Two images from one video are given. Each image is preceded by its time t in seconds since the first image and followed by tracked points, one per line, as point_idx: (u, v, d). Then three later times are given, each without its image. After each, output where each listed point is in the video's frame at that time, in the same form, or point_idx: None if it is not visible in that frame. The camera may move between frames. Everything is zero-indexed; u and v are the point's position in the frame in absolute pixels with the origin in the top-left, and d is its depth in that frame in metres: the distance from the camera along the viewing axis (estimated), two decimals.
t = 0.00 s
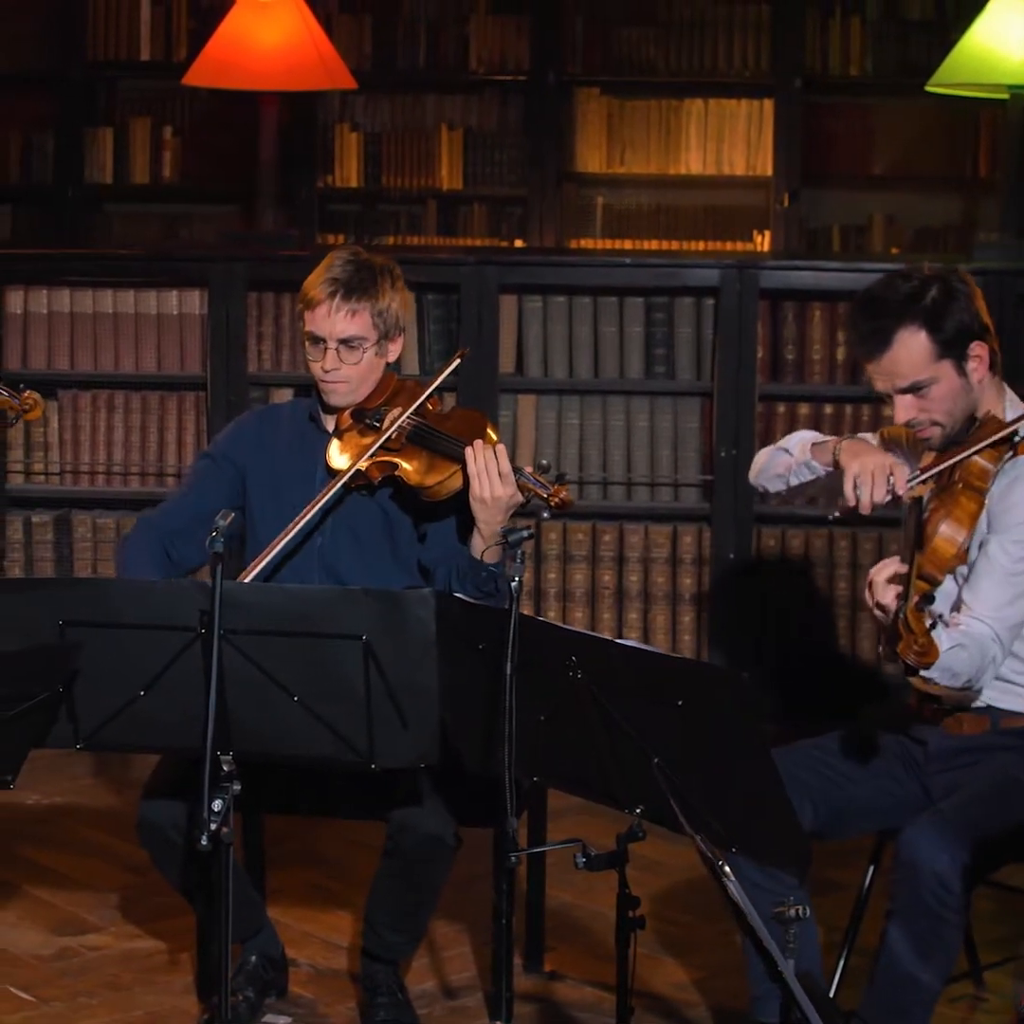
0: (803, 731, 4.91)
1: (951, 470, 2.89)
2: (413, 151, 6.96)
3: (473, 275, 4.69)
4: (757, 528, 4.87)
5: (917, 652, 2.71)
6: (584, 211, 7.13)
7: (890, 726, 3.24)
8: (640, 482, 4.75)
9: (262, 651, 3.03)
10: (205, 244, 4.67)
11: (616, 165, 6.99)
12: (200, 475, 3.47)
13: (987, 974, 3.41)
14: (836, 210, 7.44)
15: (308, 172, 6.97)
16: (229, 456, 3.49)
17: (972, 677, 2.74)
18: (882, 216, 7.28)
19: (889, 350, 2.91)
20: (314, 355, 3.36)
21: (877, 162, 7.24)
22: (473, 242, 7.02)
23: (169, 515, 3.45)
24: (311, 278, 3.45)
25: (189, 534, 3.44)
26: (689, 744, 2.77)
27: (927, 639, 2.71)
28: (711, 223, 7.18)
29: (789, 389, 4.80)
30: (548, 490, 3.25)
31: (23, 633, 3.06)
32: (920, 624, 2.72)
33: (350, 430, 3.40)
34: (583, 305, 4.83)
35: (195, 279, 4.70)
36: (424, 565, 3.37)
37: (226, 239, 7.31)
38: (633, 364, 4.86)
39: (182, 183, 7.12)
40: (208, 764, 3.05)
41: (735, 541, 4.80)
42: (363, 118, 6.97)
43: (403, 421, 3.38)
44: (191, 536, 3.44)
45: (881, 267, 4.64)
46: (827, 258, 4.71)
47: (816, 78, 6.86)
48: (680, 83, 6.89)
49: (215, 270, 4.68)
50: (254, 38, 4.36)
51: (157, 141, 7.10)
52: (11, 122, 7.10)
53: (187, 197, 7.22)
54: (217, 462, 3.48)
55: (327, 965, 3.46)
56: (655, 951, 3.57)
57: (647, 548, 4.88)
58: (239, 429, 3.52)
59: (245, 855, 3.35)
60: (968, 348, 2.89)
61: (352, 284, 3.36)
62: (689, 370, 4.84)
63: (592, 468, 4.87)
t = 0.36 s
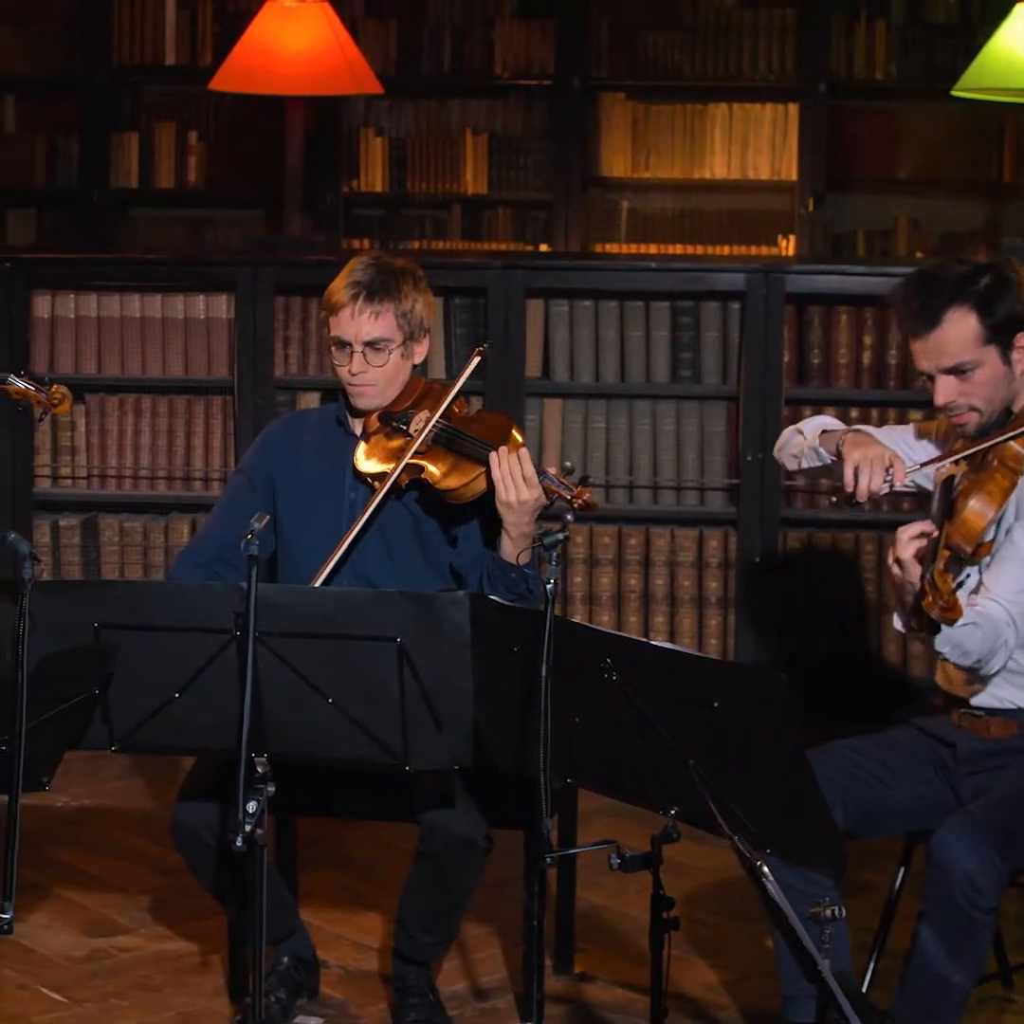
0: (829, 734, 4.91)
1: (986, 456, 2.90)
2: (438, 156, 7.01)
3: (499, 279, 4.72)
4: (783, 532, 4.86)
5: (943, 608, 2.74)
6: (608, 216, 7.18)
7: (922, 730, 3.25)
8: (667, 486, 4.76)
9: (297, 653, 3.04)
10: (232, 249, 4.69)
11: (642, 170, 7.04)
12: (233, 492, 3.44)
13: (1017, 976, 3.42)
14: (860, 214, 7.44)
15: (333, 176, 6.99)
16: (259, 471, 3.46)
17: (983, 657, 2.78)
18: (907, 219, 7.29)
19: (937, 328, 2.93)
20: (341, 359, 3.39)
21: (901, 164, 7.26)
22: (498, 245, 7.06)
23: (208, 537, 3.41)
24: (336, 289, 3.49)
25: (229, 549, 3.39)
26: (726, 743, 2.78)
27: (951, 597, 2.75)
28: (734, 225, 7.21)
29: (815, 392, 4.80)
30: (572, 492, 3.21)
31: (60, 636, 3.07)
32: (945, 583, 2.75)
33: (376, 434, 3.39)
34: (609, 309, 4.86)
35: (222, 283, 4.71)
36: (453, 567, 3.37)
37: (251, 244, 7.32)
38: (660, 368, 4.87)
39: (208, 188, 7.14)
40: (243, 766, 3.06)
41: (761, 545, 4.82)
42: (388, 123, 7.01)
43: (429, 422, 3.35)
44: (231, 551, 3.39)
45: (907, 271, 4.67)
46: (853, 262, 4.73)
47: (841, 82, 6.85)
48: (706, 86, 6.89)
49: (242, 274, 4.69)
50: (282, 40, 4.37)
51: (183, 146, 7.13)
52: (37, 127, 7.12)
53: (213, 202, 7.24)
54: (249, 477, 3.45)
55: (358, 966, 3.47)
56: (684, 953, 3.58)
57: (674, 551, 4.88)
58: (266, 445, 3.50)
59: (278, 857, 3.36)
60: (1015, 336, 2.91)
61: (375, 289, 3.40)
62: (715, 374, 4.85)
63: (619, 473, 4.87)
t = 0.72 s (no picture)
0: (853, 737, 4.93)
1: None
2: (463, 159, 7.03)
3: (526, 283, 4.72)
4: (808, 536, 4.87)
5: (993, 564, 2.69)
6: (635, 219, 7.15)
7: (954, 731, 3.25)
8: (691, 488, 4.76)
9: (331, 655, 3.05)
10: (259, 253, 4.71)
11: (666, 174, 7.06)
12: (261, 490, 3.45)
13: None
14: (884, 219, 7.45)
15: (358, 180, 7.03)
16: (288, 468, 3.47)
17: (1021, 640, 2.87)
18: (931, 224, 7.32)
19: (989, 322, 2.93)
20: (364, 366, 3.36)
21: (925, 168, 7.24)
22: (523, 250, 7.08)
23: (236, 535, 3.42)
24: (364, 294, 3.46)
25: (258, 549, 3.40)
26: (761, 745, 2.78)
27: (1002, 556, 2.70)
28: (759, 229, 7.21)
29: (841, 396, 4.82)
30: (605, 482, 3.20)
31: (95, 637, 3.09)
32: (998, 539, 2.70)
33: (407, 439, 3.41)
34: (635, 313, 4.87)
35: (249, 287, 4.73)
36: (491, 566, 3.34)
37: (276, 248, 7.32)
38: (686, 371, 4.89)
39: (232, 191, 7.16)
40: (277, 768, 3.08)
41: (787, 548, 4.81)
42: (413, 127, 7.05)
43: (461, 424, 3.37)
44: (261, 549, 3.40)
45: (933, 276, 4.68)
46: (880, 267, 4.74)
47: (865, 86, 6.90)
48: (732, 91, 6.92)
49: (269, 278, 4.71)
50: (309, 44, 4.39)
51: (208, 149, 7.14)
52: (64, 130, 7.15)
53: (237, 206, 7.25)
54: (277, 475, 3.46)
55: (389, 967, 3.48)
56: (714, 954, 3.59)
57: (699, 554, 4.89)
58: (295, 443, 3.50)
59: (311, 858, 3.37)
60: None
61: (400, 296, 3.36)
62: (741, 378, 4.86)
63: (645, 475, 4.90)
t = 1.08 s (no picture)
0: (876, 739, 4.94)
1: None
2: (488, 165, 7.04)
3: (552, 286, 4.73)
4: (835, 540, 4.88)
5: None
6: (658, 225, 7.20)
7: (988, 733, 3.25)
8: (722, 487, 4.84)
9: (367, 657, 3.07)
10: (287, 256, 4.72)
11: (690, 176, 7.04)
12: (293, 488, 3.38)
13: None
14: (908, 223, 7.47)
15: (384, 185, 7.03)
16: (320, 467, 3.40)
17: None
18: (956, 229, 7.34)
19: None
20: (390, 378, 3.34)
21: (951, 171, 7.22)
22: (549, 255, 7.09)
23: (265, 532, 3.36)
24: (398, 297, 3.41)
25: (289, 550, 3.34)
26: (798, 747, 2.78)
27: None
28: (785, 234, 7.22)
29: (867, 400, 4.84)
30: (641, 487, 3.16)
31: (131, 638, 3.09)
32: None
33: (438, 447, 3.38)
34: (662, 317, 4.87)
35: (276, 291, 4.73)
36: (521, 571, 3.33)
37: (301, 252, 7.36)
38: (712, 375, 4.89)
39: (257, 196, 7.15)
40: (312, 769, 3.09)
41: (813, 554, 4.82)
42: (438, 132, 7.04)
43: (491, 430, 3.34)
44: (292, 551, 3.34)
45: (960, 280, 4.70)
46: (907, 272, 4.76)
47: (889, 91, 6.92)
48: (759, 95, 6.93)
49: (296, 282, 4.72)
50: (338, 43, 4.47)
51: (233, 154, 7.14)
52: (89, 134, 7.14)
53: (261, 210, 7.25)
54: (309, 474, 3.39)
55: (419, 968, 3.49)
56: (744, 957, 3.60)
57: (725, 558, 4.91)
58: (327, 440, 3.43)
59: (344, 860, 3.38)
60: None
61: (433, 310, 3.33)
62: (767, 382, 4.87)
63: (672, 477, 4.91)
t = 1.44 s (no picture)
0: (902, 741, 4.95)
1: None
2: (515, 167, 7.03)
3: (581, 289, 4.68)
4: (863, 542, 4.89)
5: None
6: (684, 228, 7.22)
7: None
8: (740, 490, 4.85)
9: (403, 658, 3.07)
10: (316, 259, 4.73)
11: (716, 181, 7.07)
12: (328, 473, 3.26)
13: None
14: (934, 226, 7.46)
15: (409, 190, 7.01)
16: (358, 458, 3.28)
17: None
18: (982, 232, 7.33)
19: None
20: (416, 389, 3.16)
21: (977, 177, 7.19)
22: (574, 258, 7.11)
23: (298, 511, 3.22)
24: (429, 307, 3.23)
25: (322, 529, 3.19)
26: (836, 749, 2.79)
27: None
28: (812, 239, 7.21)
29: (894, 404, 4.86)
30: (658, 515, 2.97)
31: (168, 639, 3.11)
32: None
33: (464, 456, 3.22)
34: (690, 319, 4.89)
35: (304, 294, 4.75)
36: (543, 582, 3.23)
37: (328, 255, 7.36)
38: (739, 379, 4.90)
39: (283, 200, 7.15)
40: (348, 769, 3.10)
41: (840, 556, 4.84)
42: (465, 134, 7.03)
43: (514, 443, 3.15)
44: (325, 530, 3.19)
45: (988, 284, 4.71)
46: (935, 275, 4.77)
47: (916, 94, 6.93)
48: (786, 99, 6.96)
49: (324, 284, 4.72)
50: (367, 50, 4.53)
51: (259, 157, 7.14)
52: (115, 137, 7.17)
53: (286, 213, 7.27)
54: (346, 461, 3.27)
55: (451, 968, 3.50)
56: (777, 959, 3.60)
57: (753, 561, 4.93)
58: (367, 431, 3.31)
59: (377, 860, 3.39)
60: None
61: (464, 326, 3.14)
62: (795, 386, 4.88)
63: (698, 479, 4.92)
